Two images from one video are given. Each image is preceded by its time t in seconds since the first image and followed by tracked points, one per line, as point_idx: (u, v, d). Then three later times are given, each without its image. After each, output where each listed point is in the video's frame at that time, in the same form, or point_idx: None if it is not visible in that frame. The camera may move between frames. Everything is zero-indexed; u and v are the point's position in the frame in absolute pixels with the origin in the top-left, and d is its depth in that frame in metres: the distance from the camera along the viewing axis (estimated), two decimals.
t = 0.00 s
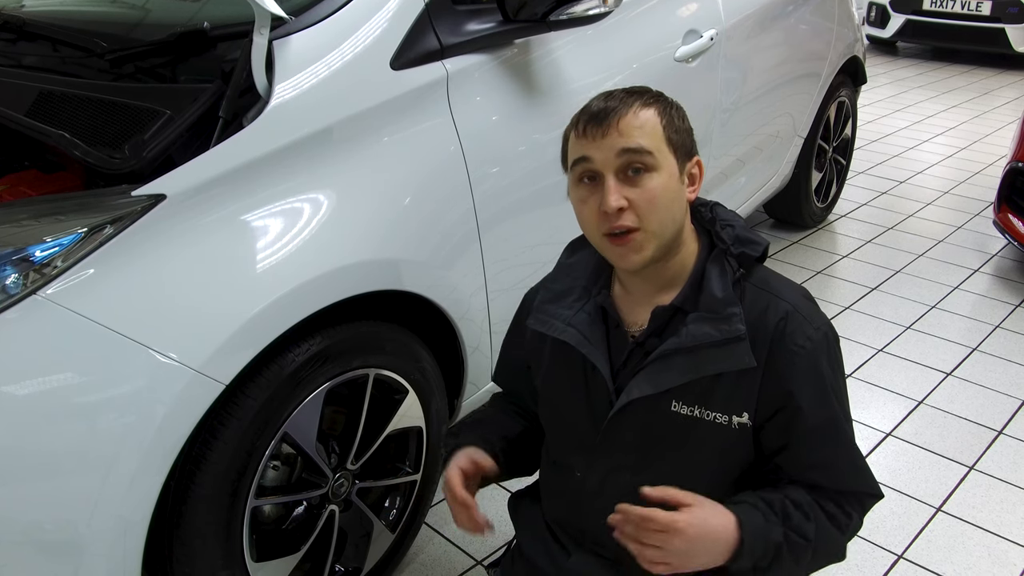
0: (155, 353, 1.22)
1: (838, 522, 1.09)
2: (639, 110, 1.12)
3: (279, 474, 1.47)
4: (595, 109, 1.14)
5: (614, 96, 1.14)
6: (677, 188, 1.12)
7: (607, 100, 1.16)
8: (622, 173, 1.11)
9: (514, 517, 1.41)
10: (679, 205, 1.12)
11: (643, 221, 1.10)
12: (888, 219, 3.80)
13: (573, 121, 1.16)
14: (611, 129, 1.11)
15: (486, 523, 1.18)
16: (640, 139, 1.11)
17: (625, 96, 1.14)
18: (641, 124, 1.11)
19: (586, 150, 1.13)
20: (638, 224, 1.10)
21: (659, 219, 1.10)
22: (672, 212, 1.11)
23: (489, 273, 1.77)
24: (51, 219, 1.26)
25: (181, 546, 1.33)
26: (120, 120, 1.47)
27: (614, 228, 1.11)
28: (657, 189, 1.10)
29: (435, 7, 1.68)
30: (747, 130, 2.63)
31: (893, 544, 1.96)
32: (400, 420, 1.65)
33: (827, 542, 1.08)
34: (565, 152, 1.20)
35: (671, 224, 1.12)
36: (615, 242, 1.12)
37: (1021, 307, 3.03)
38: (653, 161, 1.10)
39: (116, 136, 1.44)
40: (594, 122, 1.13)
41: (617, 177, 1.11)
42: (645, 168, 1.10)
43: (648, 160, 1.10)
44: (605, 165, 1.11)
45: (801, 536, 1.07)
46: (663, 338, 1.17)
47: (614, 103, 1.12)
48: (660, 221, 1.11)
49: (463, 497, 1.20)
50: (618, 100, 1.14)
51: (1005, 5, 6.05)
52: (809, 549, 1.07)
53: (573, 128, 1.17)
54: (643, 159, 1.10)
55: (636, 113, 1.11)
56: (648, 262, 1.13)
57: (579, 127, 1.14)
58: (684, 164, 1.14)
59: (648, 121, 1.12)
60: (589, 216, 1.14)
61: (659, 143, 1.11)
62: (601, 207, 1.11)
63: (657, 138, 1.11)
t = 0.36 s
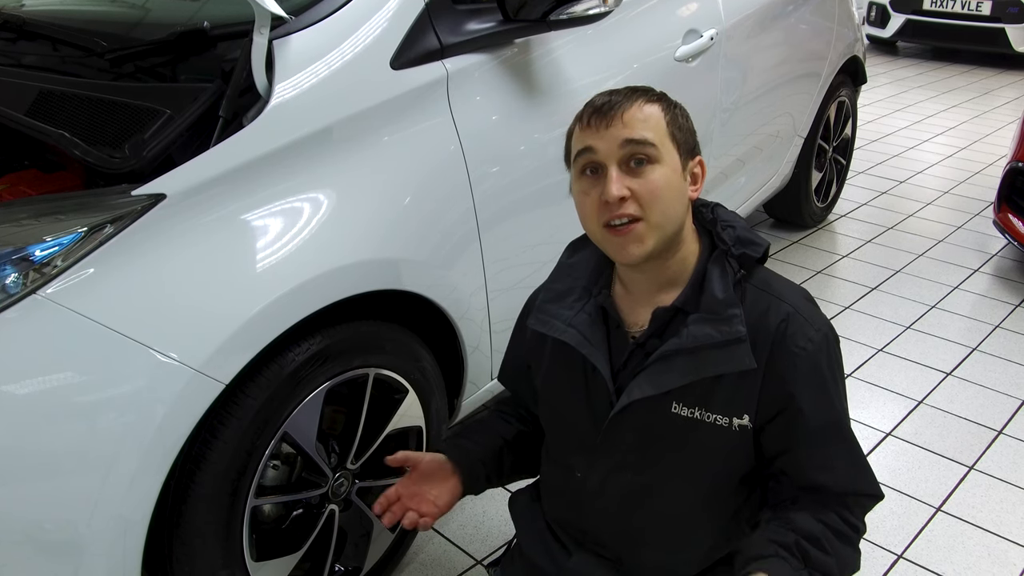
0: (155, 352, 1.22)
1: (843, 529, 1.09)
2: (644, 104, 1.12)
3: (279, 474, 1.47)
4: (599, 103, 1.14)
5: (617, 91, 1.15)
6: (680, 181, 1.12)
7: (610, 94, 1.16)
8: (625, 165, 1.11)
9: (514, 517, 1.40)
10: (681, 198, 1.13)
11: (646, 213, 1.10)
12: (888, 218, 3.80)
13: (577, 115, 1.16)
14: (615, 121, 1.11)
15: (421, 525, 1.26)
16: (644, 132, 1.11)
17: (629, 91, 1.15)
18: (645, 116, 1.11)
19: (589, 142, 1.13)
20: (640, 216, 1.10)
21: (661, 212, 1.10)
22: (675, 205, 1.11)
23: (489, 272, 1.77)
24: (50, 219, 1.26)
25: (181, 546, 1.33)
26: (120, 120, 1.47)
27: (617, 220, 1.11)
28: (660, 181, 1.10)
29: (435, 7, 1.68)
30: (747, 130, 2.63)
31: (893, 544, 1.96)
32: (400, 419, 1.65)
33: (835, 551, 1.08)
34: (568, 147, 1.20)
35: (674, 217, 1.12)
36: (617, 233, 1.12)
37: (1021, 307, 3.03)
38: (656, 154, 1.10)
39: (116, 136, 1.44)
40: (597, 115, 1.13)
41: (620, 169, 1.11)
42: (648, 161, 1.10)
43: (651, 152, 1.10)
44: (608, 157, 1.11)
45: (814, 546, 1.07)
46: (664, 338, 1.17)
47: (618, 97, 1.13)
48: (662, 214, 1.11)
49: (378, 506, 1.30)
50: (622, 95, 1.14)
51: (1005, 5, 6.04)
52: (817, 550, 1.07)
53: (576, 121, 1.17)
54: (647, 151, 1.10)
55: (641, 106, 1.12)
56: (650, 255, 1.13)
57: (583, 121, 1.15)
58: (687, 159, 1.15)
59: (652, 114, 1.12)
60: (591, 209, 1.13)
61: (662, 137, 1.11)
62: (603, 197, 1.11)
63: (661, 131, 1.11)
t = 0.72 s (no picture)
0: (155, 352, 1.22)
1: (844, 531, 1.10)
2: (644, 108, 1.12)
3: (279, 473, 1.47)
4: (600, 107, 1.14)
5: (619, 94, 1.15)
6: (681, 186, 1.12)
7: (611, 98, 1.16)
8: (626, 171, 1.11)
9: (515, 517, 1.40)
10: (683, 203, 1.13)
11: (647, 220, 1.10)
12: (888, 218, 3.80)
13: (578, 120, 1.16)
14: (615, 126, 1.11)
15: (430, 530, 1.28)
16: (645, 138, 1.11)
17: (630, 95, 1.14)
18: (646, 122, 1.11)
19: (590, 148, 1.13)
20: (641, 222, 1.10)
21: (663, 218, 1.11)
22: (677, 211, 1.12)
23: (490, 272, 1.77)
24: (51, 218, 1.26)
25: (182, 546, 1.34)
26: (120, 119, 1.48)
27: (618, 226, 1.11)
28: (662, 187, 1.10)
29: (435, 6, 1.68)
30: (747, 130, 2.63)
31: (893, 544, 1.96)
32: (399, 419, 1.65)
33: (836, 556, 1.08)
34: (569, 151, 1.20)
35: (675, 223, 1.12)
36: (619, 240, 1.12)
37: (1021, 307, 3.03)
38: (657, 159, 1.10)
39: (116, 135, 1.44)
40: (598, 120, 1.13)
41: (621, 175, 1.11)
42: (649, 166, 1.10)
43: (652, 158, 1.10)
44: (609, 163, 1.11)
45: (815, 553, 1.07)
46: (666, 340, 1.17)
47: (619, 101, 1.13)
48: (664, 219, 1.11)
49: (390, 507, 1.30)
50: (623, 98, 1.14)
51: (1005, 5, 6.04)
52: (820, 554, 1.07)
53: (577, 126, 1.17)
54: (647, 157, 1.10)
55: (641, 111, 1.12)
56: (653, 261, 1.13)
57: (583, 125, 1.14)
58: (688, 163, 1.15)
59: (653, 119, 1.12)
60: (592, 215, 1.14)
61: (663, 141, 1.11)
62: (604, 205, 1.11)
63: (662, 136, 1.11)
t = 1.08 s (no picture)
0: (155, 352, 1.22)
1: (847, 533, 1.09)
2: (647, 111, 1.12)
3: (279, 473, 1.47)
4: (603, 109, 1.14)
5: (622, 96, 1.14)
6: (684, 189, 1.12)
7: (614, 100, 1.16)
8: (629, 174, 1.11)
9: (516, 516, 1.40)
10: (685, 206, 1.13)
11: (649, 223, 1.10)
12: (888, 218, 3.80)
13: (580, 121, 1.16)
14: (618, 129, 1.11)
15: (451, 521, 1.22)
16: (647, 141, 1.11)
17: (633, 96, 1.14)
18: (649, 124, 1.11)
19: (593, 150, 1.13)
20: (643, 225, 1.10)
21: (665, 221, 1.11)
22: (679, 214, 1.12)
23: (490, 272, 1.77)
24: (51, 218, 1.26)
25: (182, 546, 1.34)
26: (120, 119, 1.48)
27: (620, 229, 1.11)
28: (664, 190, 1.10)
29: (435, 6, 1.68)
30: (747, 129, 2.63)
31: (893, 544, 1.96)
32: (399, 419, 1.65)
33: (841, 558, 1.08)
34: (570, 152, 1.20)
35: (677, 226, 1.12)
36: (621, 242, 1.12)
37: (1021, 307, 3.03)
38: (660, 163, 1.10)
39: (116, 135, 1.44)
40: (601, 122, 1.13)
41: (623, 178, 1.11)
42: (652, 170, 1.10)
43: (655, 161, 1.10)
44: (611, 166, 1.11)
45: (824, 556, 1.07)
46: (669, 340, 1.17)
47: (622, 103, 1.12)
48: (666, 222, 1.11)
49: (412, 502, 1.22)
50: (626, 100, 1.14)
51: (1005, 4, 6.04)
52: (827, 553, 1.07)
53: (579, 127, 1.17)
54: (650, 160, 1.10)
55: (644, 114, 1.12)
56: (655, 264, 1.13)
57: (586, 127, 1.14)
58: (691, 166, 1.15)
59: (656, 122, 1.12)
60: (594, 217, 1.14)
61: (666, 145, 1.11)
62: (607, 208, 1.11)
63: (664, 139, 1.11)
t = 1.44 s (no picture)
0: (154, 351, 1.22)
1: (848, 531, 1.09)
2: (658, 108, 1.12)
3: (279, 471, 1.47)
4: (615, 103, 1.14)
5: (634, 92, 1.14)
6: (689, 189, 1.12)
7: (626, 94, 1.16)
8: (635, 170, 1.11)
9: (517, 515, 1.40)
10: (690, 205, 1.13)
11: (651, 221, 1.10)
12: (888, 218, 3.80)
13: (591, 114, 1.16)
14: (627, 125, 1.11)
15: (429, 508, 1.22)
16: (656, 138, 1.10)
17: (645, 92, 1.14)
18: (658, 122, 1.11)
19: (601, 144, 1.13)
20: (646, 222, 1.11)
21: (667, 220, 1.11)
22: (682, 214, 1.12)
23: (490, 271, 1.77)
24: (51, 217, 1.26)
25: (182, 544, 1.34)
26: (120, 118, 1.48)
27: (623, 225, 1.11)
28: (669, 189, 1.10)
29: (435, 6, 1.68)
30: (747, 129, 2.63)
31: (892, 543, 1.96)
32: (398, 418, 1.65)
33: (847, 557, 1.08)
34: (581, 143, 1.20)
35: (680, 225, 1.12)
36: (623, 238, 1.12)
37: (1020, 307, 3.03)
38: (666, 161, 1.10)
39: (115, 134, 1.44)
40: (611, 116, 1.13)
41: (629, 174, 1.11)
42: (658, 168, 1.10)
43: (662, 159, 1.10)
44: (618, 161, 1.11)
45: (825, 553, 1.07)
46: (670, 339, 1.17)
47: (633, 99, 1.12)
48: (668, 221, 1.11)
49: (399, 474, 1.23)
50: (638, 95, 1.14)
51: (1005, 4, 6.04)
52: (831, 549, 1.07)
53: (590, 120, 1.17)
54: (657, 159, 1.10)
55: (654, 111, 1.11)
56: (655, 261, 1.13)
57: (596, 120, 1.14)
58: (699, 166, 1.14)
59: (666, 120, 1.12)
60: (598, 211, 1.14)
61: (674, 143, 1.11)
62: (611, 203, 1.11)
63: (673, 137, 1.11)
